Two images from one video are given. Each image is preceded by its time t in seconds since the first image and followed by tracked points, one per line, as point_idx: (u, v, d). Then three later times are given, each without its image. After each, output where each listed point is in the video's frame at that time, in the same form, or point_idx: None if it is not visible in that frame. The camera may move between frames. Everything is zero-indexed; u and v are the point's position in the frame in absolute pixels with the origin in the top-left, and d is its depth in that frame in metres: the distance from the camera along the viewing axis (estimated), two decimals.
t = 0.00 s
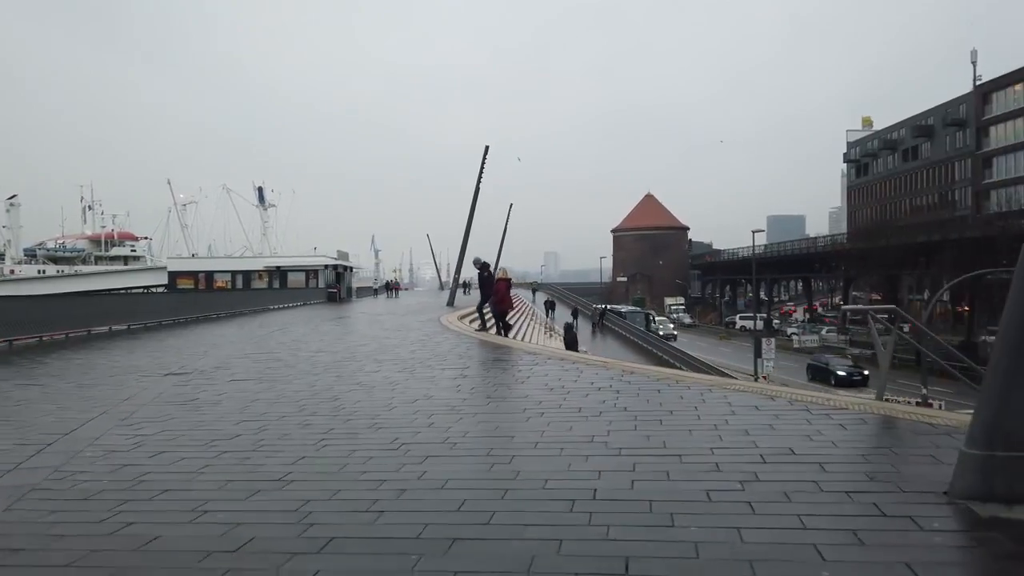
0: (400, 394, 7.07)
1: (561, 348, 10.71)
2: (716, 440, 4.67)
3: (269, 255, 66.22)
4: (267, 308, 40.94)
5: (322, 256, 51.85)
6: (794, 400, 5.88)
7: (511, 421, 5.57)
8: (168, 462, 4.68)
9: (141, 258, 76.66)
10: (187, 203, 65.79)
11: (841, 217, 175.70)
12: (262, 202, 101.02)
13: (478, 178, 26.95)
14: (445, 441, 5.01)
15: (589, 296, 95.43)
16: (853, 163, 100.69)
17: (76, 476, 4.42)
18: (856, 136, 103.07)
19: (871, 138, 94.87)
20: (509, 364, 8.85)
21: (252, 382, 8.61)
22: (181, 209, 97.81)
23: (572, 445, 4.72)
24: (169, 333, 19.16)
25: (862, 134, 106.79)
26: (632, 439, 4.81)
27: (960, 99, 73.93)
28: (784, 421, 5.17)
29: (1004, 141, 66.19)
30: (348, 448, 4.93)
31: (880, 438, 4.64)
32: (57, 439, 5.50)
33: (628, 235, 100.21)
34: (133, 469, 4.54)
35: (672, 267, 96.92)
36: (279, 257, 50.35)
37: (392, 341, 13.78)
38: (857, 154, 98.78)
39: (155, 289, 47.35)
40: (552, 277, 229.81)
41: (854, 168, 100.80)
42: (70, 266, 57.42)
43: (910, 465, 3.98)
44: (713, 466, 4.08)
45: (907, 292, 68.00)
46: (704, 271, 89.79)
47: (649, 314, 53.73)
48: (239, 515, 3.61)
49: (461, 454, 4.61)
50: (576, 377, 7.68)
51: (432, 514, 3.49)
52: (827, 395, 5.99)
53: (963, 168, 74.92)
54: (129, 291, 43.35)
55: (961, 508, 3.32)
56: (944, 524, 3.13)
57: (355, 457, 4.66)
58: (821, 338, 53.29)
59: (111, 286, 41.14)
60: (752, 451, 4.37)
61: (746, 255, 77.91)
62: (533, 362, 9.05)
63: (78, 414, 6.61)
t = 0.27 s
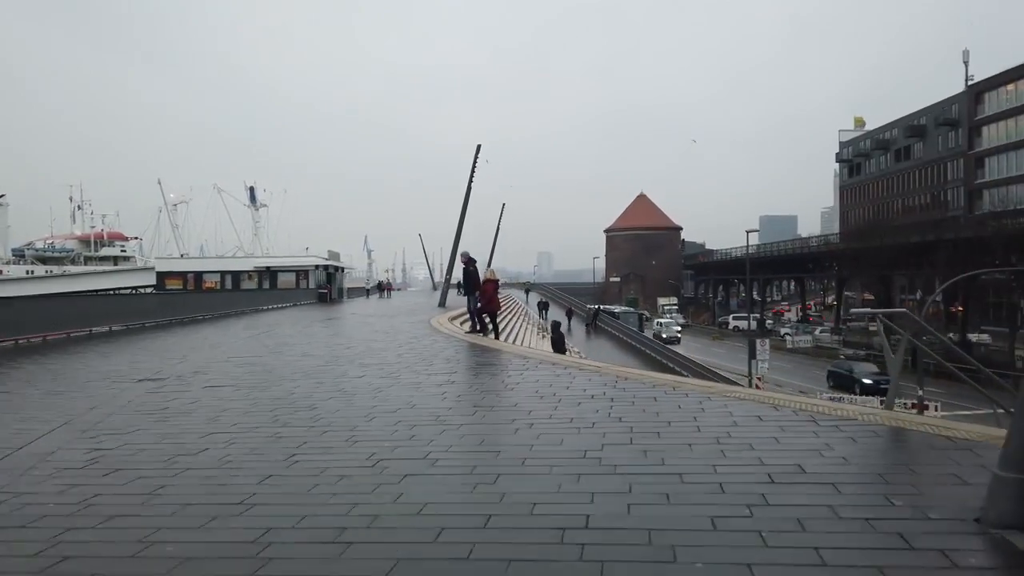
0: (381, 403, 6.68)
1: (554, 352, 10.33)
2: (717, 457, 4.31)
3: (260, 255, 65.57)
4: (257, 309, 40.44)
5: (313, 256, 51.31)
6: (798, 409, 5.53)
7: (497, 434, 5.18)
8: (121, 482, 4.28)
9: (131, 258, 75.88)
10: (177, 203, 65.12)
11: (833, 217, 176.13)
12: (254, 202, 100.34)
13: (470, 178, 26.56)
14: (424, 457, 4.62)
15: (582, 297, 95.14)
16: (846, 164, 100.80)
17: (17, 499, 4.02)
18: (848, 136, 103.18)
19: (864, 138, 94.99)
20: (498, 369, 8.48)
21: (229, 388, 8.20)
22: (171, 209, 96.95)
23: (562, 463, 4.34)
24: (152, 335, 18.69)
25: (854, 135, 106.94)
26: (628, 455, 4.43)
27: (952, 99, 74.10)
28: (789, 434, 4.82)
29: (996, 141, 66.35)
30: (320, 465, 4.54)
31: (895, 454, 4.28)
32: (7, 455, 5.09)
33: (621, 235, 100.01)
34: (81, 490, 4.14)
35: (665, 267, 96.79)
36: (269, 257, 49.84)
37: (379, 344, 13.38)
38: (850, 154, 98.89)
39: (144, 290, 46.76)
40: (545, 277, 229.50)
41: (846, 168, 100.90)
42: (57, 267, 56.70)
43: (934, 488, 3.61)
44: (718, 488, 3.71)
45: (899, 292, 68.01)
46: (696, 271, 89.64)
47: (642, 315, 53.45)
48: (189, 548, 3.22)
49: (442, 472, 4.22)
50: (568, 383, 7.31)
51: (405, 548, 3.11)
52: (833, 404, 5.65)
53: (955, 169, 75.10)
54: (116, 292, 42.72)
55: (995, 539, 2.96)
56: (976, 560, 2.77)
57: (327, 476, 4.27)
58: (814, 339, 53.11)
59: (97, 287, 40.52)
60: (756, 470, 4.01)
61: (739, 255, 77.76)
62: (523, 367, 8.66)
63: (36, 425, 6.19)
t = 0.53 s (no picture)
0: (368, 410, 6.32)
1: (551, 355, 9.96)
2: (729, 471, 3.98)
3: (254, 255, 65.06)
4: (250, 310, 39.97)
5: (306, 257, 50.83)
6: (811, 417, 5.20)
7: (490, 444, 4.84)
8: (74, 502, 3.90)
9: (125, 259, 75.27)
10: (170, 203, 64.58)
11: (829, 217, 176.28)
12: (249, 202, 99.61)
13: (465, 177, 26.13)
14: (412, 471, 4.27)
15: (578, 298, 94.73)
16: (842, 164, 100.73)
17: None
18: (844, 136, 103.14)
19: (859, 139, 94.92)
20: (493, 374, 8.13)
21: (210, 394, 7.82)
22: (164, 209, 96.09)
23: (559, 476, 4.01)
24: (138, 336, 18.24)
25: (850, 135, 106.84)
26: (630, 469, 4.10)
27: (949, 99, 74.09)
28: (804, 444, 4.49)
29: (993, 141, 66.38)
30: (299, 479, 4.20)
31: (924, 471, 3.93)
32: None
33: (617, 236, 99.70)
34: (34, 509, 3.79)
35: (661, 268, 96.55)
36: (262, 257, 49.29)
37: (370, 347, 12.98)
38: (846, 154, 98.83)
39: (136, 291, 46.20)
40: (541, 277, 228.99)
41: (842, 168, 100.90)
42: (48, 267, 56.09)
43: (973, 507, 3.26)
44: (732, 508, 3.37)
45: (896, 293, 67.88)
46: (693, 271, 89.31)
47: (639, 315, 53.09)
48: None
49: (428, 488, 3.88)
50: (565, 389, 6.99)
51: None
52: (849, 411, 5.34)
53: (951, 169, 75.09)
54: (107, 293, 42.20)
55: None
56: None
57: (304, 494, 3.90)
58: (812, 340, 52.87)
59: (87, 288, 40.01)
60: (773, 487, 3.67)
61: (735, 256, 77.48)
62: (518, 372, 8.31)
63: None
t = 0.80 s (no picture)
0: (352, 420, 5.91)
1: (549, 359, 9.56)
2: (744, 493, 3.59)
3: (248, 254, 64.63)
4: (243, 311, 39.57)
5: (301, 257, 50.38)
6: (827, 429, 4.83)
7: (482, 460, 4.48)
8: (17, 530, 3.52)
9: (118, 259, 74.66)
10: (164, 202, 64.11)
11: (825, 218, 176.46)
12: (245, 201, 99.04)
13: (461, 176, 25.78)
14: (394, 491, 3.90)
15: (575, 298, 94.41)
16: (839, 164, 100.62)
17: None
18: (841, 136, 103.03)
19: (856, 139, 94.80)
20: (487, 380, 7.74)
21: (187, 401, 7.40)
22: (159, 209, 95.65)
23: (555, 498, 3.65)
24: (125, 338, 17.83)
25: (847, 135, 106.71)
26: (634, 489, 3.74)
27: (946, 99, 73.96)
28: (824, 461, 4.10)
29: (991, 141, 66.23)
30: (271, 501, 3.83)
31: (958, 493, 3.56)
32: None
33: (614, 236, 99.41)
34: None
35: (658, 268, 96.29)
36: (256, 257, 48.84)
37: (360, 350, 12.56)
38: (843, 154, 98.69)
39: (128, 292, 45.70)
40: (537, 277, 228.72)
41: (839, 168, 100.77)
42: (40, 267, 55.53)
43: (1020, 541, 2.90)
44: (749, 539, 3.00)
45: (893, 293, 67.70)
46: (689, 272, 89.02)
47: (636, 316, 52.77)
48: None
49: (410, 514, 3.51)
50: (563, 396, 6.60)
51: None
52: (868, 422, 4.96)
53: (949, 169, 74.99)
54: (98, 293, 41.72)
55: None
56: None
57: (274, 518, 3.54)
58: (809, 340, 52.61)
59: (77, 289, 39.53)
60: (794, 513, 3.28)
61: (732, 256, 77.23)
62: (511, 377, 7.92)
63: None
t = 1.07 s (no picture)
0: (328, 432, 5.50)
1: (541, 365, 9.19)
2: (752, 520, 3.23)
3: (239, 254, 64.00)
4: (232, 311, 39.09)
5: (291, 257, 49.87)
6: (841, 443, 4.48)
7: (465, 477, 4.12)
8: None
9: (107, 258, 73.90)
10: (153, 201, 63.46)
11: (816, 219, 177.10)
12: (237, 200, 98.29)
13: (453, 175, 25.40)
14: (367, 516, 3.53)
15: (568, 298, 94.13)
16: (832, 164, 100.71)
17: None
18: (834, 136, 103.11)
19: (849, 139, 94.90)
20: (475, 385, 7.38)
21: (158, 408, 7.00)
22: (148, 207, 94.60)
23: (544, 524, 3.29)
24: (106, 339, 17.38)
25: (839, 134, 106.82)
26: (631, 513, 3.37)
27: (939, 99, 74.02)
28: (841, 480, 3.76)
29: (984, 141, 66.26)
30: (230, 527, 3.47)
31: (988, 520, 3.21)
32: None
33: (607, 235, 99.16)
34: None
35: (651, 268, 96.09)
36: (245, 256, 48.22)
37: (345, 352, 12.12)
38: (836, 154, 98.74)
39: (115, 291, 45.10)
40: (530, 277, 228.22)
41: (832, 168, 100.85)
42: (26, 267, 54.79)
43: None
44: None
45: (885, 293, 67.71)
46: (682, 271, 88.79)
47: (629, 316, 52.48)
48: None
49: (383, 543, 3.14)
50: (555, 404, 6.24)
51: None
52: (883, 435, 4.62)
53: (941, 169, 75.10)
54: (85, 294, 41.13)
55: None
56: None
57: (229, 550, 3.16)
58: (802, 341, 52.46)
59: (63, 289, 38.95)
60: (811, 545, 2.92)
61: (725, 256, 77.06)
62: (501, 383, 7.56)
63: None
